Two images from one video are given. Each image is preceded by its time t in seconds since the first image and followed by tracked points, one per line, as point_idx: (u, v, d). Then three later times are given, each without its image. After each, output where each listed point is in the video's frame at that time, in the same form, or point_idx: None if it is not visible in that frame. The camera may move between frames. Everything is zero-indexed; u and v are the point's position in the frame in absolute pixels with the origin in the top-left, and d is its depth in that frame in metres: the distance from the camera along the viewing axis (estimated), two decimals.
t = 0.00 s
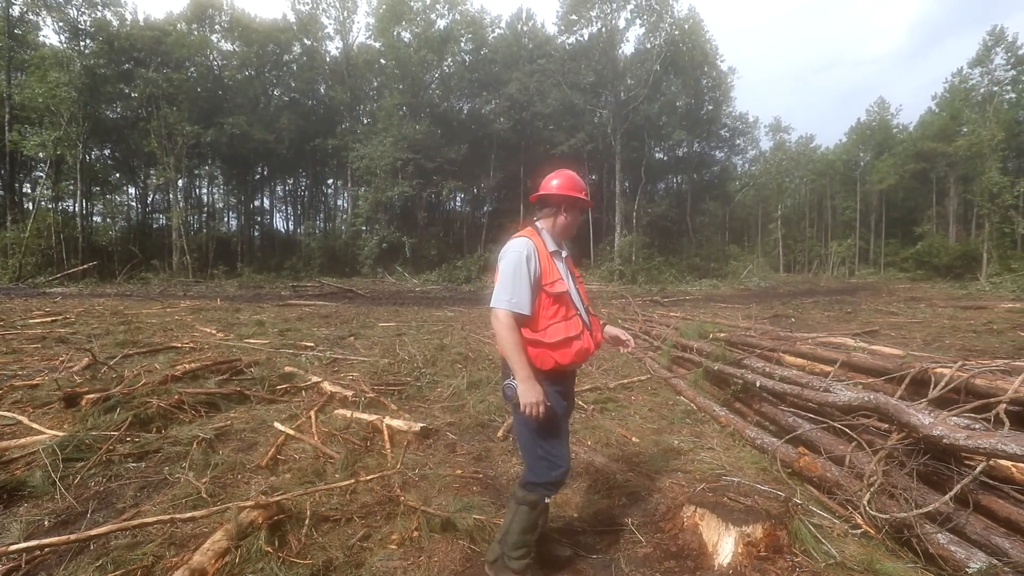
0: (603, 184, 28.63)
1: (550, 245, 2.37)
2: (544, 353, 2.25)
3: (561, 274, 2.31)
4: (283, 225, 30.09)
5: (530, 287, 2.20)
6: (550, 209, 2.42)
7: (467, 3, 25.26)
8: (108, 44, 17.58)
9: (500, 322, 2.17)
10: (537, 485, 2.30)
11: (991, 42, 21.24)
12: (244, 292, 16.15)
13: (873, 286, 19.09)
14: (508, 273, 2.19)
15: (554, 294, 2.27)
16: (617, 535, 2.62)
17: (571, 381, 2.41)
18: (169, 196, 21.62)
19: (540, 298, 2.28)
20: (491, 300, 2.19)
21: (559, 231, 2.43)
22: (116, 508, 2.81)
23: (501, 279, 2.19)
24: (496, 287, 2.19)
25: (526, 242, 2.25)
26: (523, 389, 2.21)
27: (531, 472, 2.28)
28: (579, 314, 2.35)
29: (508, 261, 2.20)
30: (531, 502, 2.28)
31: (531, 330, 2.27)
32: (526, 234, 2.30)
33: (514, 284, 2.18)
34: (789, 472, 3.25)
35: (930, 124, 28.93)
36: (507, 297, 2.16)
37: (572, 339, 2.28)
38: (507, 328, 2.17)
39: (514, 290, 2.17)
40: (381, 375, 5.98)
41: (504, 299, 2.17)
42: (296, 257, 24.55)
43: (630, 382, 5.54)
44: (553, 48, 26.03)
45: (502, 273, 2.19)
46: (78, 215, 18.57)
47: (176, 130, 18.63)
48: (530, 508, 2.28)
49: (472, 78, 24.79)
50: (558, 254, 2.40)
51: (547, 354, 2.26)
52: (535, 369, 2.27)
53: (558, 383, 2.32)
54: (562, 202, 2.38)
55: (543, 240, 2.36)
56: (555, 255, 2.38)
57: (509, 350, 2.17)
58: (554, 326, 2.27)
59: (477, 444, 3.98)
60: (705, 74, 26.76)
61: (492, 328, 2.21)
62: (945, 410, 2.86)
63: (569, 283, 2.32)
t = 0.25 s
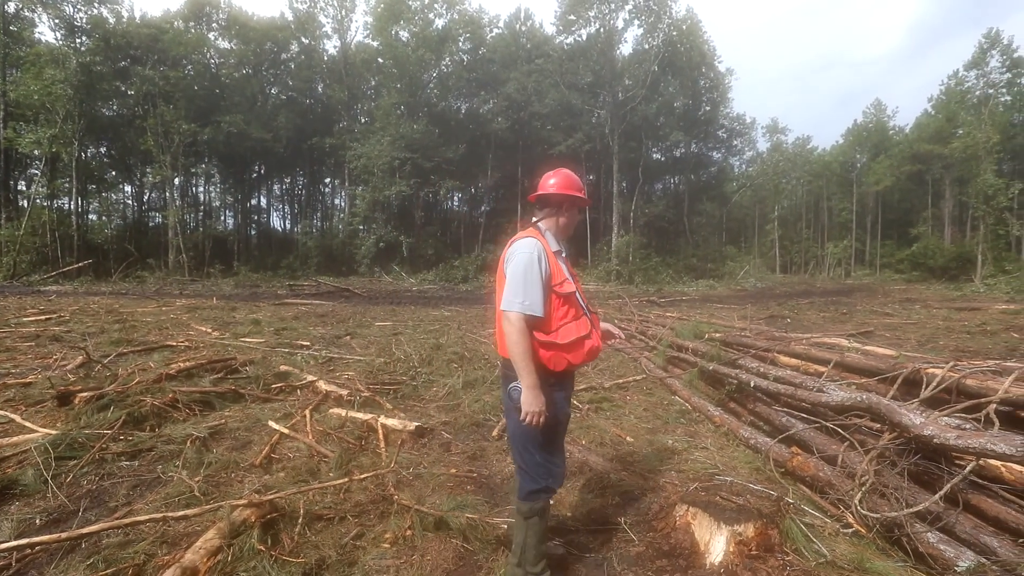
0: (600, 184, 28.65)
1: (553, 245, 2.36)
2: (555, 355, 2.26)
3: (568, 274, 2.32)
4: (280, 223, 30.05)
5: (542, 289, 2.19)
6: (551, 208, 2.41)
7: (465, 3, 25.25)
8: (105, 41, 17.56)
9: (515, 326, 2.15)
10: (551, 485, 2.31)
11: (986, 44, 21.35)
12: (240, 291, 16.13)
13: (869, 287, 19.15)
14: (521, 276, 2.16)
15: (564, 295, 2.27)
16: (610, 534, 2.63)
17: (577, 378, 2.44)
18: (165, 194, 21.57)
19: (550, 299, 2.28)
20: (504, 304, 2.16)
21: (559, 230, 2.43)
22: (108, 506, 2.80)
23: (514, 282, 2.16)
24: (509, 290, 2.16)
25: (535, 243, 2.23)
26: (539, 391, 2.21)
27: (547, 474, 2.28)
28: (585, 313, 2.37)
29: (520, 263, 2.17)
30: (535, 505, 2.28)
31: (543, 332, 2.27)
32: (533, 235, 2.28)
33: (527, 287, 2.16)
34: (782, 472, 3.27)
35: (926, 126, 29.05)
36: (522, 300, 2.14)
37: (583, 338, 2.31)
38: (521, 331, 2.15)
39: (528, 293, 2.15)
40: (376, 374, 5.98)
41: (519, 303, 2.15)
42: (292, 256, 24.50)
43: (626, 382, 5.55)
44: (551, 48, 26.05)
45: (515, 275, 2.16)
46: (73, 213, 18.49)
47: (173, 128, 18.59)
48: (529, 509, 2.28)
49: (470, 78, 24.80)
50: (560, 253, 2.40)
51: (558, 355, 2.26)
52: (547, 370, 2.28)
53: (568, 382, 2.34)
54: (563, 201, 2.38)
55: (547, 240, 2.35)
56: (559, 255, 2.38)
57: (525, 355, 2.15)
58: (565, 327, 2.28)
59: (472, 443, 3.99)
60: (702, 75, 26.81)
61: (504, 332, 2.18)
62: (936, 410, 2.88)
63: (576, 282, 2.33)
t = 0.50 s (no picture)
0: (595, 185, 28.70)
1: (545, 245, 2.37)
2: (546, 357, 2.27)
3: (560, 275, 2.34)
4: (274, 221, 29.93)
5: (532, 289, 2.21)
6: (546, 208, 2.44)
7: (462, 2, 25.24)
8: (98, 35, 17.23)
9: (504, 329, 2.17)
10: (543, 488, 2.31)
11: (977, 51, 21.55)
12: (233, 289, 16.07)
13: (860, 289, 19.30)
14: (511, 278, 2.17)
15: (556, 296, 2.29)
16: (599, 534, 2.64)
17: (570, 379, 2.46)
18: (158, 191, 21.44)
19: (541, 300, 2.30)
20: (495, 306, 2.18)
21: (553, 229, 2.45)
22: (94, 505, 2.79)
23: (504, 285, 2.18)
24: (499, 292, 2.17)
25: (526, 244, 2.25)
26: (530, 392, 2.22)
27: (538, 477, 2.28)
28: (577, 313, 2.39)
29: (511, 265, 2.19)
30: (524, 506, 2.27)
31: (535, 334, 2.29)
32: (524, 236, 2.30)
33: (518, 289, 2.18)
34: (771, 472, 3.30)
35: (917, 131, 29.29)
36: (512, 303, 2.16)
37: (575, 340, 2.32)
38: (511, 334, 2.17)
39: (518, 296, 2.17)
40: (369, 373, 5.99)
41: (508, 305, 2.16)
42: (286, 254, 24.41)
43: (618, 382, 5.57)
44: (547, 49, 26.08)
45: (504, 276, 2.18)
46: (63, 209, 18.35)
47: (166, 124, 18.49)
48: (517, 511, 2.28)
49: (466, 78, 24.78)
50: (554, 253, 2.42)
51: (549, 357, 2.28)
52: (539, 372, 2.29)
53: (561, 383, 2.36)
54: (557, 200, 2.40)
55: (539, 240, 2.37)
56: (551, 255, 2.39)
57: (516, 357, 2.16)
58: (557, 329, 2.30)
59: (463, 443, 4.00)
60: (698, 77, 26.91)
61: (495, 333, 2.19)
62: (922, 411, 2.92)
63: (568, 283, 2.34)
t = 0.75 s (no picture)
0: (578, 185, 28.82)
1: (537, 249, 2.36)
2: (530, 363, 2.29)
3: (550, 280, 2.33)
4: (254, 220, 29.59)
5: (519, 296, 2.20)
6: (540, 209, 2.43)
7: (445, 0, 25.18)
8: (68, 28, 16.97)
9: (487, 336, 2.16)
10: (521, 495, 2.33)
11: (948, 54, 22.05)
12: (211, 289, 15.89)
13: (837, 288, 19.65)
14: (498, 284, 2.17)
15: (543, 302, 2.29)
16: (581, 530, 2.66)
17: (555, 384, 2.47)
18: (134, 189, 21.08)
19: (529, 305, 2.30)
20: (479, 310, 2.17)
21: (545, 231, 2.45)
22: (65, 512, 2.75)
23: (492, 290, 2.16)
24: (485, 297, 2.17)
25: (517, 248, 2.24)
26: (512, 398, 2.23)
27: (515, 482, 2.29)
28: (565, 319, 2.39)
29: (498, 270, 2.18)
30: (500, 506, 2.28)
31: (520, 340, 2.30)
32: (515, 239, 2.29)
33: (504, 295, 2.17)
34: (750, 467, 3.36)
35: (892, 133, 29.88)
36: (498, 309, 2.15)
37: (560, 347, 2.33)
38: (495, 341, 2.16)
39: (505, 303, 2.15)
40: (351, 373, 5.98)
41: (493, 311, 2.15)
42: (266, 253, 24.17)
43: (600, 380, 5.62)
44: (530, 48, 26.12)
45: (491, 281, 2.17)
46: (34, 207, 17.98)
47: (142, 121, 18.23)
48: (494, 509, 2.29)
49: (449, 76, 24.72)
50: (546, 256, 2.41)
51: (532, 363, 2.29)
52: (521, 377, 2.31)
53: (544, 387, 2.38)
54: (552, 202, 2.39)
55: (530, 243, 2.36)
56: (542, 259, 2.38)
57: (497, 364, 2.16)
58: (543, 335, 2.31)
59: (446, 442, 4.01)
60: (679, 78, 27.16)
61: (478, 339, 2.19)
62: (894, 406, 3.02)
63: (558, 290, 2.34)
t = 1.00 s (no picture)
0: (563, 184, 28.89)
1: (537, 247, 2.37)
2: (532, 358, 2.30)
3: (552, 278, 2.33)
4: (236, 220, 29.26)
5: (521, 293, 2.21)
6: (543, 209, 2.46)
7: None
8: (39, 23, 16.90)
9: (486, 332, 2.15)
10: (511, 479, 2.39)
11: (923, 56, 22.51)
12: (192, 290, 15.71)
13: (817, 285, 19.95)
14: (501, 280, 2.15)
15: (545, 300, 2.29)
16: (565, 528, 2.67)
17: (552, 379, 2.49)
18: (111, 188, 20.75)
19: (532, 302, 2.30)
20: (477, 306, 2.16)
21: (547, 231, 2.48)
22: (37, 519, 2.69)
23: (492, 286, 2.15)
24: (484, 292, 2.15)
25: (519, 246, 2.24)
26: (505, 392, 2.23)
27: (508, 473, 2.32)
28: (566, 315, 2.41)
29: (500, 268, 2.17)
30: (491, 498, 2.29)
31: (522, 336, 2.32)
32: (517, 237, 2.28)
33: (506, 292, 2.16)
34: (731, 463, 3.42)
35: (869, 134, 30.41)
36: (500, 305, 2.14)
37: (561, 344, 2.35)
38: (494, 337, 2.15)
39: (506, 300, 2.15)
40: (334, 374, 5.96)
41: (492, 307, 2.13)
42: (248, 254, 23.94)
43: (585, 378, 5.65)
44: (515, 48, 26.16)
45: (493, 279, 2.16)
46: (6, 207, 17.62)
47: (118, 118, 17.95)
48: (483, 501, 2.30)
49: (434, 75, 24.66)
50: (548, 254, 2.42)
51: (534, 359, 2.31)
52: (522, 371, 2.32)
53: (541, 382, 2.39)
54: (555, 202, 2.42)
55: (532, 241, 2.37)
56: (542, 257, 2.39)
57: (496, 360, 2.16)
58: (545, 332, 2.32)
59: (431, 442, 4.00)
60: (663, 78, 27.37)
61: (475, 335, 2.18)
62: (871, 400, 3.10)
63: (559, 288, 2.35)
